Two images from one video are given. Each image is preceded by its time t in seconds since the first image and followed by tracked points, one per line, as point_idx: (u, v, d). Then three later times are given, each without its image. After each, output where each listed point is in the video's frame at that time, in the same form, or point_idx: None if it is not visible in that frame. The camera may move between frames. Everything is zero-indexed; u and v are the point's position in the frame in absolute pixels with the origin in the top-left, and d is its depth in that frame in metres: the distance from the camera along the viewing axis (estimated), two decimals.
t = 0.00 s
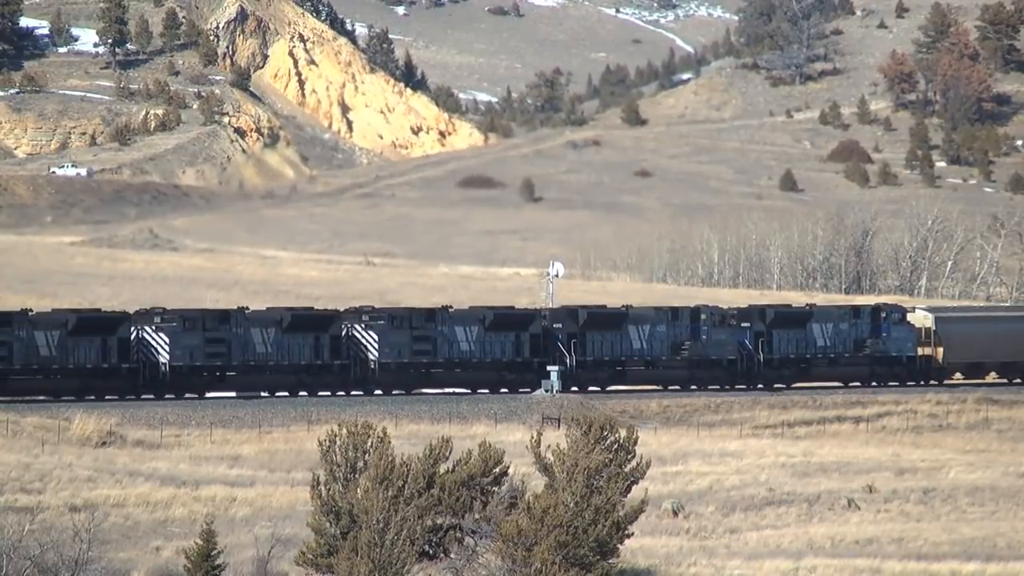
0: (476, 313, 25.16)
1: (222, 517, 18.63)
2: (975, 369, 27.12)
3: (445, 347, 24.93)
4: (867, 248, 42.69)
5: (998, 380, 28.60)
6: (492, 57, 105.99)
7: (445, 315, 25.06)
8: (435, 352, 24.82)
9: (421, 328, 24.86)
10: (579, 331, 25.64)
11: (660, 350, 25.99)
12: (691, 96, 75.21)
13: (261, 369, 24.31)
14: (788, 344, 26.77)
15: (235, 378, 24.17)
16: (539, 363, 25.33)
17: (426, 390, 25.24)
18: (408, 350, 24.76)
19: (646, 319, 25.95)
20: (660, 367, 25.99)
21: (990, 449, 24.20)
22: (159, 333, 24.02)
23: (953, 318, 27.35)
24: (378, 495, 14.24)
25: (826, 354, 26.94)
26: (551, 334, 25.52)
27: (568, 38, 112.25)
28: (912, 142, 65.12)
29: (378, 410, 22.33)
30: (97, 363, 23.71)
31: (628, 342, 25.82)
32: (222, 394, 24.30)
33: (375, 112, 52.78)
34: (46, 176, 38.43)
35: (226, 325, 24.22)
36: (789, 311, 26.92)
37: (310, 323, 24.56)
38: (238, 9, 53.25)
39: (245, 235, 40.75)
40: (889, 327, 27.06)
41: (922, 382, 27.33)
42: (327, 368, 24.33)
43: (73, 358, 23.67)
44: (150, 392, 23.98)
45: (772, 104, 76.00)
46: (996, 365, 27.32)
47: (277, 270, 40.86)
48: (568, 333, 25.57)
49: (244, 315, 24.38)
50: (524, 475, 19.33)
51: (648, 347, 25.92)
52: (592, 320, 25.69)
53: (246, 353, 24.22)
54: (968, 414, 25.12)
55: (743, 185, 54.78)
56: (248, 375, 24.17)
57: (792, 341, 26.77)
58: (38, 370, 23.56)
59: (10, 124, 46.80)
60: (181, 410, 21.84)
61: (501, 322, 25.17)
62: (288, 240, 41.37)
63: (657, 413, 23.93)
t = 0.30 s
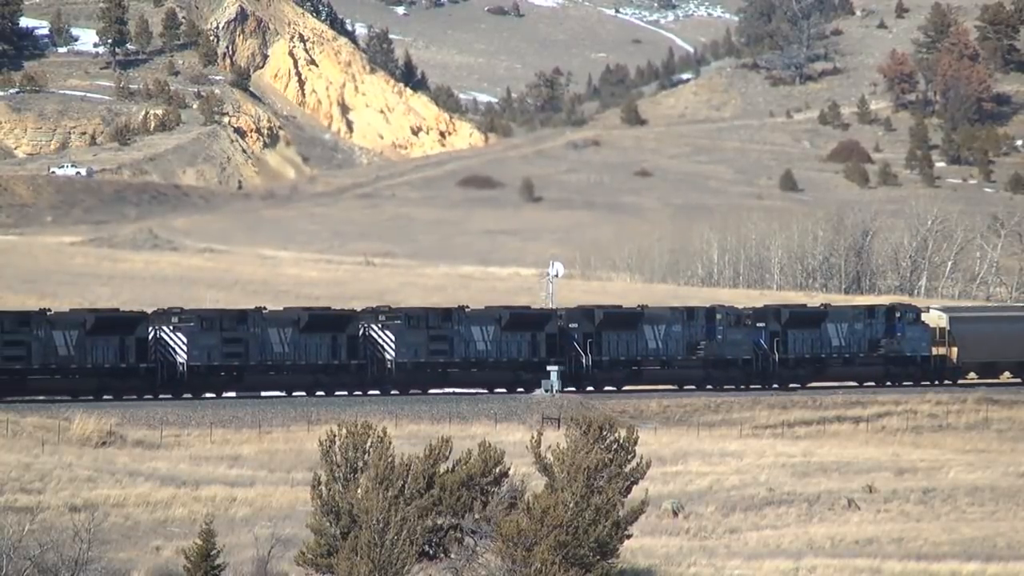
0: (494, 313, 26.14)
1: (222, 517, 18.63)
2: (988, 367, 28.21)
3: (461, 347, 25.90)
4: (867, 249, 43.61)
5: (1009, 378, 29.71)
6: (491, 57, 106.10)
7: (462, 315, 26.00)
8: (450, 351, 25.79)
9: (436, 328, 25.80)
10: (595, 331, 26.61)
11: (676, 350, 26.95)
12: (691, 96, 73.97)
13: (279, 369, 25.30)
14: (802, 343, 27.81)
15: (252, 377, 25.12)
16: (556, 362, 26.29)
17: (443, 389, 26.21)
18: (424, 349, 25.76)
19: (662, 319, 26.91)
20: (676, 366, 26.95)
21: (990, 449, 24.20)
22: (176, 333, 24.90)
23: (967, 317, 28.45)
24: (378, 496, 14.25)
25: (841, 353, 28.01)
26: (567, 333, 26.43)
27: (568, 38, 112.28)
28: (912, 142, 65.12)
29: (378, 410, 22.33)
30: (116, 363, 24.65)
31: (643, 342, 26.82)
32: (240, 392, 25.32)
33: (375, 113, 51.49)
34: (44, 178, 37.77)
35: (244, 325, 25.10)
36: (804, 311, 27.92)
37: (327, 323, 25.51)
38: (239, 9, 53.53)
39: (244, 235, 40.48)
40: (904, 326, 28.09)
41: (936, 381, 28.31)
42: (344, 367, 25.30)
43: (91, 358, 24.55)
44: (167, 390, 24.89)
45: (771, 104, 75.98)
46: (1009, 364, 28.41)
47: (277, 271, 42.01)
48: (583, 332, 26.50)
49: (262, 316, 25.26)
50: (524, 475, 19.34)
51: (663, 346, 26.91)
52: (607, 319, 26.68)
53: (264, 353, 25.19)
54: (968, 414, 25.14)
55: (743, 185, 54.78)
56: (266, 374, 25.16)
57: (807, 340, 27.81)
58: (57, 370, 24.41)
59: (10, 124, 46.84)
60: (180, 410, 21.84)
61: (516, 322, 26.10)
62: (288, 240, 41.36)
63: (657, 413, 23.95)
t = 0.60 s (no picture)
0: (509, 312, 25.69)
1: (222, 517, 18.62)
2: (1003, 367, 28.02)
3: (478, 347, 25.44)
4: (867, 249, 43.25)
5: None
6: (491, 56, 106.09)
7: (478, 315, 25.57)
8: (467, 352, 25.32)
9: (453, 328, 25.35)
10: (610, 331, 26.21)
11: (691, 350, 26.59)
12: (690, 95, 74.47)
13: (296, 369, 24.63)
14: (817, 343, 27.47)
15: (270, 377, 24.46)
16: (572, 362, 25.91)
17: (455, 389, 25.70)
18: (441, 349, 25.22)
19: (677, 319, 26.55)
20: (692, 366, 26.57)
21: (990, 449, 24.21)
22: (194, 333, 24.25)
23: (982, 317, 28.18)
24: (378, 496, 14.26)
25: (856, 353, 27.71)
26: (583, 334, 26.06)
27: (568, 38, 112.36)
28: (912, 142, 65.09)
29: (378, 410, 22.34)
30: (133, 362, 23.93)
31: (659, 342, 26.41)
32: (257, 393, 24.59)
33: (374, 113, 51.90)
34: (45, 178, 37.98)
35: (261, 325, 24.51)
36: (818, 311, 27.62)
37: (344, 323, 24.92)
38: (239, 8, 53.69)
39: (245, 235, 40.51)
40: (918, 326, 27.90)
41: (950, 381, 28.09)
42: (362, 367, 24.70)
43: (109, 357, 23.87)
44: (185, 391, 24.20)
45: (771, 104, 75.94)
46: None
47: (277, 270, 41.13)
48: (599, 332, 26.11)
49: (279, 315, 24.68)
50: (524, 476, 19.35)
51: (679, 347, 26.53)
52: (622, 320, 26.26)
53: (281, 354, 24.54)
54: (968, 414, 25.16)
55: (743, 185, 54.75)
56: (283, 374, 24.49)
57: (822, 341, 27.48)
58: (74, 370, 23.66)
59: (9, 124, 47.15)
60: (180, 410, 21.86)
61: (532, 322, 25.70)
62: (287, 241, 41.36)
63: (657, 413, 23.95)
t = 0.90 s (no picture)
0: (525, 312, 25.65)
1: (222, 517, 18.62)
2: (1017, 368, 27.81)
3: (495, 347, 25.41)
4: (867, 249, 43.02)
5: None
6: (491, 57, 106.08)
7: (495, 315, 25.53)
8: (483, 351, 25.29)
9: (469, 327, 25.29)
10: (625, 331, 26.09)
11: (707, 349, 26.51)
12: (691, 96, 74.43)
13: (313, 369, 24.56)
14: (832, 343, 27.44)
15: (287, 377, 24.39)
16: (587, 363, 25.85)
17: (469, 389, 25.64)
18: (457, 349, 25.18)
19: (693, 319, 26.51)
20: (707, 366, 26.49)
21: (990, 449, 24.21)
22: (212, 333, 24.14)
23: (995, 317, 28.00)
24: (378, 495, 14.27)
25: (870, 352, 27.68)
26: (599, 334, 25.97)
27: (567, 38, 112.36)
28: (912, 142, 65.08)
29: (378, 410, 22.34)
30: (151, 363, 23.85)
31: (674, 342, 26.33)
32: (275, 393, 24.47)
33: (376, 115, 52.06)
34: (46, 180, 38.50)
35: (279, 325, 24.45)
36: (833, 312, 27.58)
37: (361, 323, 24.85)
38: (238, 8, 53.63)
39: (245, 235, 40.54)
40: (933, 326, 27.79)
41: (965, 381, 28.00)
42: (379, 367, 24.64)
43: (127, 357, 23.80)
44: (203, 391, 24.05)
45: (771, 104, 75.93)
46: None
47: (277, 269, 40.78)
48: (614, 332, 26.01)
49: (296, 315, 24.63)
50: (524, 476, 19.34)
51: (694, 346, 26.46)
52: (638, 319, 26.18)
53: (298, 353, 24.49)
54: (968, 414, 25.16)
55: (743, 185, 54.71)
56: (300, 374, 24.42)
57: (836, 341, 27.45)
58: (93, 369, 23.57)
59: (10, 124, 47.36)
60: (180, 410, 21.85)
61: (549, 322, 25.66)
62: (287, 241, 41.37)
63: (657, 413, 23.94)
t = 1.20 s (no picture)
0: (541, 312, 25.63)
1: (222, 517, 18.62)
2: None
3: (511, 346, 25.39)
4: (867, 248, 42.77)
5: None
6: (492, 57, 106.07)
7: (511, 315, 25.49)
8: (500, 351, 25.24)
9: (485, 327, 25.22)
10: (641, 331, 26.10)
11: (722, 349, 26.56)
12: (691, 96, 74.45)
13: (329, 368, 24.43)
14: (847, 343, 27.50)
15: (305, 377, 24.25)
16: (603, 362, 25.82)
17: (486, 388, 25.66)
18: (473, 349, 25.11)
19: (708, 319, 26.55)
20: (722, 366, 26.51)
21: (990, 449, 24.20)
22: (229, 333, 24.00)
23: (1011, 317, 28.02)
24: (378, 496, 14.27)
25: (885, 352, 27.72)
26: (614, 334, 25.99)
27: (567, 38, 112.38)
28: (912, 142, 65.09)
29: (378, 410, 22.35)
30: (169, 362, 23.62)
31: (690, 342, 26.39)
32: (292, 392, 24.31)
33: (375, 115, 52.17)
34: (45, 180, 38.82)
35: (297, 324, 24.30)
36: (848, 312, 27.61)
37: (378, 323, 24.71)
38: (239, 8, 53.79)
39: (245, 235, 40.59)
40: (947, 326, 27.79)
41: (980, 381, 28.01)
42: (395, 367, 24.55)
43: (144, 357, 23.54)
44: (220, 390, 23.85)
45: (771, 104, 75.91)
46: None
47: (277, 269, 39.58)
48: (631, 332, 26.03)
49: (313, 314, 24.50)
50: (524, 476, 19.32)
51: (709, 346, 26.50)
52: (655, 319, 26.18)
53: (315, 353, 24.35)
54: (968, 415, 25.18)
55: (743, 184, 54.71)
56: (317, 374, 24.28)
57: (851, 341, 27.50)
58: (111, 369, 23.31)
59: (10, 124, 47.34)
60: (180, 410, 21.87)
61: (565, 322, 25.64)
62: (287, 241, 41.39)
63: (657, 413, 23.97)
